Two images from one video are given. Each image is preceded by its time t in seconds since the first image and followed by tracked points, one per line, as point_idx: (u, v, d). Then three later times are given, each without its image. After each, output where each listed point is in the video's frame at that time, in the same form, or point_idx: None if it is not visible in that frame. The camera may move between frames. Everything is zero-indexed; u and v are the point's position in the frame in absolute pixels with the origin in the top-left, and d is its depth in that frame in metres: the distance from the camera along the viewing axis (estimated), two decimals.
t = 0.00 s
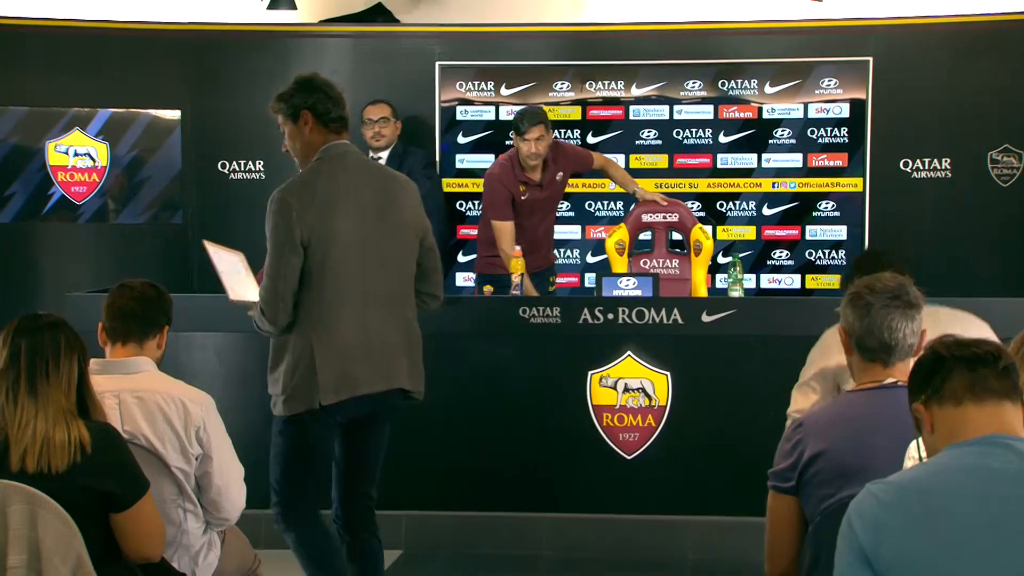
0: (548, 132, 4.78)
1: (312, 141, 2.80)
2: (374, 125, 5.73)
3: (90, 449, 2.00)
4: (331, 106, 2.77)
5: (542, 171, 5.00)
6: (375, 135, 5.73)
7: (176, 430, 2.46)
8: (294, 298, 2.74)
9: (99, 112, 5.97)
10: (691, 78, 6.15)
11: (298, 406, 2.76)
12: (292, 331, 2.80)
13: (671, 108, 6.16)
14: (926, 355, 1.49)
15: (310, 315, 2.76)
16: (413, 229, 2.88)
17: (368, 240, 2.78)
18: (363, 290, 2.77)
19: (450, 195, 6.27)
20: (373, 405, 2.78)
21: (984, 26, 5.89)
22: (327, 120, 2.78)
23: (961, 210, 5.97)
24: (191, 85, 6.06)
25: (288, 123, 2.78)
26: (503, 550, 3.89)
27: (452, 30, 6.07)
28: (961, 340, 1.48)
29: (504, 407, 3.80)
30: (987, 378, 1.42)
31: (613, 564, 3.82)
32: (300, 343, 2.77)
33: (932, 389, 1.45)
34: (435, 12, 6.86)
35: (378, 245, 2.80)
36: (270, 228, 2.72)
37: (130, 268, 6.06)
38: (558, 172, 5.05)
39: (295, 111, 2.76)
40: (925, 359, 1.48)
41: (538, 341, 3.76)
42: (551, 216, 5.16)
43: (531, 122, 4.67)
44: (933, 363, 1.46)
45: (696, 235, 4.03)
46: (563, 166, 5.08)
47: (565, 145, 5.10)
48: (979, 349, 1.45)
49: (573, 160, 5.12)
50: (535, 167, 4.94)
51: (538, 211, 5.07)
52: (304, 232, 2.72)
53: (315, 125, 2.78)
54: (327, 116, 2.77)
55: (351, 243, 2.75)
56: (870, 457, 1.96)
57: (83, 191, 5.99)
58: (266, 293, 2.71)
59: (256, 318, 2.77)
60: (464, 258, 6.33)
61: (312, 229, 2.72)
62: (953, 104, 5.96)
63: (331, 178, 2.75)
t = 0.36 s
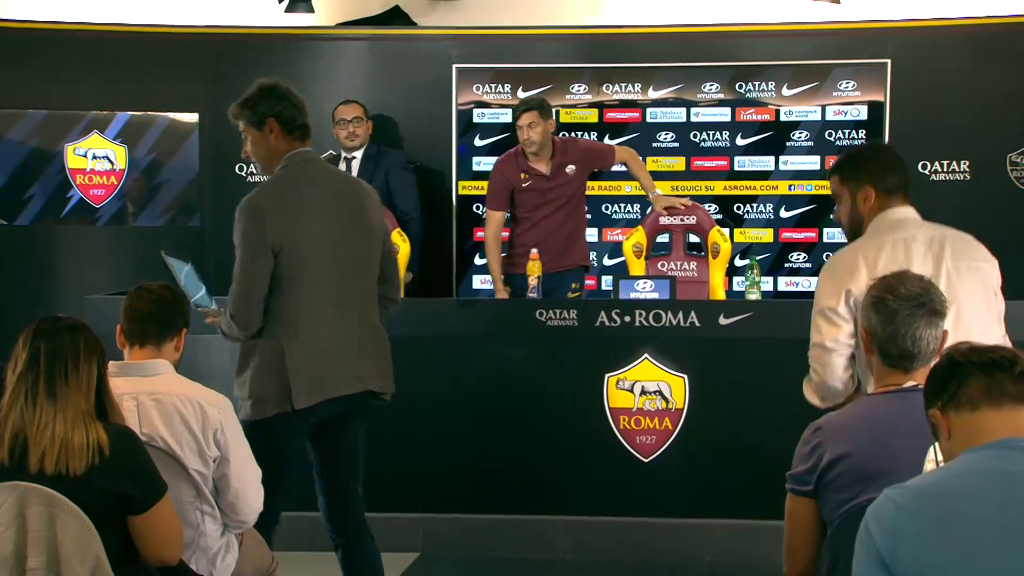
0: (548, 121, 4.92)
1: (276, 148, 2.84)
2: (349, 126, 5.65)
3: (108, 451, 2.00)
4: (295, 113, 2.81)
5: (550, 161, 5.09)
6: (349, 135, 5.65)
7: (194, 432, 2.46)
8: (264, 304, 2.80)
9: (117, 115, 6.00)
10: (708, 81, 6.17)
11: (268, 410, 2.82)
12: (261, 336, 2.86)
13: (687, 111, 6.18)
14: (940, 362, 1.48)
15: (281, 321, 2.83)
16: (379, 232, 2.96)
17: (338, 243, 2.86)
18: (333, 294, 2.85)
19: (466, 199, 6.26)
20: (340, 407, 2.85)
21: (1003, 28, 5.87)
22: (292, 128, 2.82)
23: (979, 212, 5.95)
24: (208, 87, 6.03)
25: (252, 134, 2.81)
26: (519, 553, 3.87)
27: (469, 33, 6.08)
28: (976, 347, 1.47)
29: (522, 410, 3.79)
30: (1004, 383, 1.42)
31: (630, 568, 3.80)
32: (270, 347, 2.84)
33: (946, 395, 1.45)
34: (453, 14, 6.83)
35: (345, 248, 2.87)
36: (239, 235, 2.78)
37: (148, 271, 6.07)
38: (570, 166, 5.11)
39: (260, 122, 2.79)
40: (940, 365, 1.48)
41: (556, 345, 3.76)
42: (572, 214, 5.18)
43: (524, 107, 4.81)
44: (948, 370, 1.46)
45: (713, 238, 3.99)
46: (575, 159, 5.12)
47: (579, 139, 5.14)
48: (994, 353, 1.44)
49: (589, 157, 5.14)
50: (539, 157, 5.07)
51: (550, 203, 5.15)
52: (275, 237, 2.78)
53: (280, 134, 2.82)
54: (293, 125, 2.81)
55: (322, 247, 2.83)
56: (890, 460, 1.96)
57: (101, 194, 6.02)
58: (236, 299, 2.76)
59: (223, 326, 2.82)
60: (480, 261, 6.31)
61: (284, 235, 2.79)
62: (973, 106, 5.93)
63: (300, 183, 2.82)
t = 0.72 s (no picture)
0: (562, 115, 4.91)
1: (211, 147, 2.93)
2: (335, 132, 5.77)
3: (125, 455, 1.99)
4: (229, 113, 2.90)
5: (558, 161, 5.05)
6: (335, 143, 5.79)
7: (211, 436, 2.45)
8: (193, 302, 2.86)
9: (134, 117, 6.01)
10: (727, 82, 6.21)
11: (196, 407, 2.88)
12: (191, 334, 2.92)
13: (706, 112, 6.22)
14: (961, 366, 1.47)
15: (211, 319, 2.89)
16: (310, 233, 3.03)
17: (270, 244, 2.93)
18: (266, 294, 2.92)
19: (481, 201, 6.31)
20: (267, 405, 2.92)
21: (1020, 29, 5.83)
22: (228, 127, 2.91)
23: (998, 214, 5.92)
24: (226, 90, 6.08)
25: (187, 133, 2.90)
26: (536, 557, 3.82)
27: (486, 35, 6.14)
28: (996, 351, 1.46)
29: (540, 414, 3.77)
30: None
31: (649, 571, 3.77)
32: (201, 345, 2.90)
33: (966, 400, 1.44)
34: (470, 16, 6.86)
35: (276, 249, 2.94)
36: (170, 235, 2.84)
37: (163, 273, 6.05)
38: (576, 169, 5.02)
39: (195, 121, 2.87)
40: (960, 370, 1.47)
41: (575, 347, 3.75)
42: (576, 220, 5.09)
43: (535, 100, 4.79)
44: (968, 374, 1.44)
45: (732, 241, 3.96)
46: (581, 164, 5.02)
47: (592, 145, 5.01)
48: (1014, 358, 1.43)
49: (594, 165, 4.99)
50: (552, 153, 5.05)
51: (556, 203, 5.11)
52: (205, 238, 2.85)
53: (216, 133, 2.91)
54: (228, 124, 2.91)
55: (253, 248, 2.90)
56: (914, 465, 1.94)
57: (118, 197, 6.04)
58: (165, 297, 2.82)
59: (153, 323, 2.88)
60: (497, 263, 6.36)
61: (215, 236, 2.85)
62: (992, 108, 5.91)
63: (231, 184, 2.89)
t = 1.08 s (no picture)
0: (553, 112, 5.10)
1: (168, 148, 2.92)
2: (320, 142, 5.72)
3: (139, 456, 1.96)
4: (184, 114, 2.89)
5: (543, 156, 5.24)
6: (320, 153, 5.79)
7: (225, 438, 2.43)
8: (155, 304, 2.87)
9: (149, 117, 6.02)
10: (745, 82, 6.21)
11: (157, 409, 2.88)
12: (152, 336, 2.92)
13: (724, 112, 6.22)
14: (981, 371, 1.45)
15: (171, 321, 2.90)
16: (270, 233, 3.04)
17: (232, 246, 2.94)
18: (229, 295, 2.93)
19: (496, 202, 6.34)
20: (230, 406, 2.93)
21: None
22: (183, 128, 2.90)
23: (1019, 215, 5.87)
24: (241, 91, 6.11)
25: (143, 134, 2.88)
26: (552, 561, 3.78)
27: (502, 34, 6.14)
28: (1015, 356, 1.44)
29: (557, 416, 3.75)
30: None
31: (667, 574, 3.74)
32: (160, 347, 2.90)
33: (987, 405, 1.42)
34: (487, 13, 6.85)
35: (236, 249, 2.95)
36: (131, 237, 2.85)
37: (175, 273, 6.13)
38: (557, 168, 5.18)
39: (150, 122, 2.86)
40: (980, 374, 1.45)
41: (591, 350, 3.73)
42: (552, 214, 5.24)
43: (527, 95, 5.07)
44: (989, 379, 1.43)
45: (750, 242, 3.95)
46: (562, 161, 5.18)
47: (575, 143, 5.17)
48: None
49: (573, 163, 5.13)
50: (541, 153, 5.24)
51: (538, 197, 5.28)
52: (167, 239, 2.86)
53: (172, 134, 2.90)
54: (185, 124, 2.90)
55: (216, 249, 2.91)
56: (935, 469, 1.91)
57: (131, 197, 5.99)
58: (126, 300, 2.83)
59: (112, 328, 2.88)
60: (512, 264, 6.37)
61: (177, 237, 2.87)
62: (1012, 108, 5.85)
63: (194, 186, 2.91)
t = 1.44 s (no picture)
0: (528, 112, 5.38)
1: (115, 150, 3.23)
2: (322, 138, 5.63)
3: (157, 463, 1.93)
4: (129, 117, 3.20)
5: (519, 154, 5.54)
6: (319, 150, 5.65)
7: (241, 441, 2.40)
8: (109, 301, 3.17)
9: (164, 118, 6.16)
10: (767, 81, 6.18)
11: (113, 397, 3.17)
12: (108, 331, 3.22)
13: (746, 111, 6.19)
14: (1009, 374, 1.40)
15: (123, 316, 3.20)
16: (214, 236, 3.36)
17: (180, 247, 3.26)
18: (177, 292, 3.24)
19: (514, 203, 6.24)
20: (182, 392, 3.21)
21: None
22: (129, 130, 3.21)
23: None
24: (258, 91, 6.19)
25: (92, 137, 3.19)
26: (569, 567, 3.75)
27: (519, 32, 6.13)
28: None
29: (576, 421, 3.70)
30: None
31: None
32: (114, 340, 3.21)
33: (1014, 408, 1.36)
34: (505, 12, 6.85)
35: (182, 245, 3.27)
36: (83, 239, 3.14)
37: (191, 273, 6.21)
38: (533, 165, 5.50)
39: (98, 125, 3.16)
40: (1007, 377, 1.41)
41: (611, 354, 3.68)
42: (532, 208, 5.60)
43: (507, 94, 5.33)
44: (1017, 380, 1.38)
45: (772, 242, 3.93)
46: (538, 159, 5.50)
47: (549, 141, 5.50)
48: None
49: (551, 161, 5.48)
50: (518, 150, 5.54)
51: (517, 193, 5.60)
52: (120, 240, 3.16)
53: (117, 135, 3.20)
54: (128, 126, 3.21)
55: (165, 250, 3.23)
56: (960, 473, 1.86)
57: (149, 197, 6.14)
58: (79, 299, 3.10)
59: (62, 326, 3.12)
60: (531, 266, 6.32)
61: (128, 237, 3.18)
62: None
63: (144, 189, 3.22)
